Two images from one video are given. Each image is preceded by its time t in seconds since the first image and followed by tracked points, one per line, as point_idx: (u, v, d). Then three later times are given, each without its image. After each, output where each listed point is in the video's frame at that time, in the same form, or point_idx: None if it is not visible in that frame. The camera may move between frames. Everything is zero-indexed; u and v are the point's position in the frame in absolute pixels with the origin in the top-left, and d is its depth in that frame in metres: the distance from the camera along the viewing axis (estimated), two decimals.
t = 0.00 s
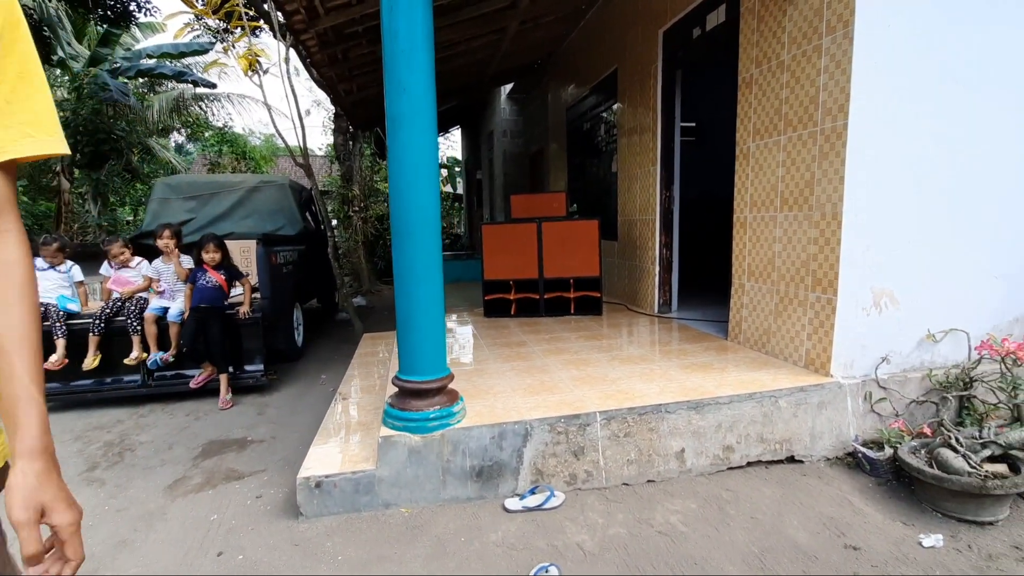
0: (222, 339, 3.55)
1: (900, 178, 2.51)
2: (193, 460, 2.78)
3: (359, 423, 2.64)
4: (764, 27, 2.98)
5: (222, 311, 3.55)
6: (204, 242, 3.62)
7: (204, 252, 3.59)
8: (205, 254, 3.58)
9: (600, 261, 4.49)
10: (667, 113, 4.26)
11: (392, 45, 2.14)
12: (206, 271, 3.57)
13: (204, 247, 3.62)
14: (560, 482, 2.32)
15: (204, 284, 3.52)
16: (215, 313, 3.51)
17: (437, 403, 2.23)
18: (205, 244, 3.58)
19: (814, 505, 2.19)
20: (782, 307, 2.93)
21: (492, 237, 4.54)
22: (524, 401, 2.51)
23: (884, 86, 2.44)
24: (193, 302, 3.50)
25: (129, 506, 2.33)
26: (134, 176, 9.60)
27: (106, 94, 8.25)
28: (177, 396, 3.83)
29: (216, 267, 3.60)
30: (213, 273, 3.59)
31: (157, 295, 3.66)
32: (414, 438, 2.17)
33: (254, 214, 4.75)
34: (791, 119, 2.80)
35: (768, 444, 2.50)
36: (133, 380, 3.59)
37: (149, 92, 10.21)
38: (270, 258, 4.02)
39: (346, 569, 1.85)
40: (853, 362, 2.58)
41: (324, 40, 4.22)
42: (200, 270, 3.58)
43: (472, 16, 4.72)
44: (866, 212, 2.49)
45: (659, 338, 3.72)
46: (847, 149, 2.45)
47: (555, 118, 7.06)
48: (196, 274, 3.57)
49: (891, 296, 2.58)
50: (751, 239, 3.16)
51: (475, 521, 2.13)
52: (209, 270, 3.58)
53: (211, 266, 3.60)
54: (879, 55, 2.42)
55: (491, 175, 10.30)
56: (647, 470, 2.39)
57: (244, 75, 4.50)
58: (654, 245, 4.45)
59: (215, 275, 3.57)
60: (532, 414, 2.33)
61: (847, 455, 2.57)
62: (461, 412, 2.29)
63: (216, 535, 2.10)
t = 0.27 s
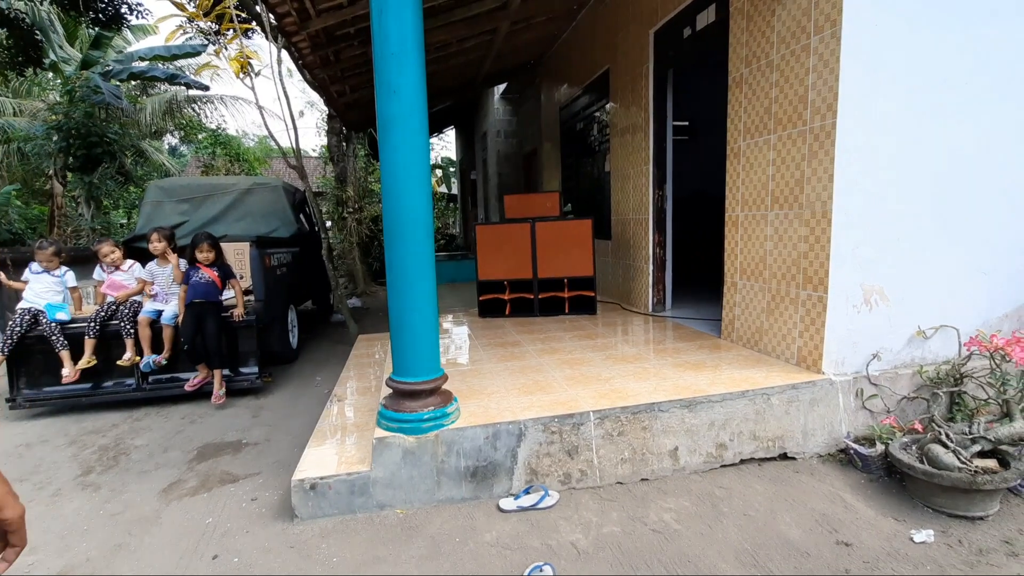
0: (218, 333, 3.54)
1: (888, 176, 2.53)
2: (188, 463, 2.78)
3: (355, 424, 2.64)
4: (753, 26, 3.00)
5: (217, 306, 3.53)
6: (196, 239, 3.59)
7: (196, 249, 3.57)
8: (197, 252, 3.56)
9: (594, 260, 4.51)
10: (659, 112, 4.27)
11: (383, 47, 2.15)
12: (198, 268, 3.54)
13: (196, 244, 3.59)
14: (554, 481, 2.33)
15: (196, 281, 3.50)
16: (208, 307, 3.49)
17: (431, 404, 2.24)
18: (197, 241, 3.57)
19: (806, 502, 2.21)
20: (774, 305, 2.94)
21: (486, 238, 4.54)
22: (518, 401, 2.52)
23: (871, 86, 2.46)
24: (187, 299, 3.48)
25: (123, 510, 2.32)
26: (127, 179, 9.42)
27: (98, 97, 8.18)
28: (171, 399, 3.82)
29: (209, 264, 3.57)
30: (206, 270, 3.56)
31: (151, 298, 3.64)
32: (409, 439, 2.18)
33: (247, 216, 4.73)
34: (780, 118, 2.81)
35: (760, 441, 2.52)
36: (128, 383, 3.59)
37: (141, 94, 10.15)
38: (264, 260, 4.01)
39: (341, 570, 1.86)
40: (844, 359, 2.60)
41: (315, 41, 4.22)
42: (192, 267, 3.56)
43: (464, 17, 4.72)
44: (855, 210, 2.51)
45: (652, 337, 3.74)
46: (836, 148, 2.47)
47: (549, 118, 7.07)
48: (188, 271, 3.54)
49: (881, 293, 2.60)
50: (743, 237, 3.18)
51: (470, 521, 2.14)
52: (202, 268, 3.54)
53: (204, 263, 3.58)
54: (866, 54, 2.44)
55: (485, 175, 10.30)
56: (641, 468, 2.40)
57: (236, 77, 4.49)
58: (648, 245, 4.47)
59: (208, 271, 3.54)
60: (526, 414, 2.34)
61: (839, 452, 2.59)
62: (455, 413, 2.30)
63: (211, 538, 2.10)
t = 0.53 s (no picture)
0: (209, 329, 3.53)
1: (870, 175, 2.59)
2: (180, 465, 2.77)
3: (347, 424, 2.66)
4: (737, 28, 3.05)
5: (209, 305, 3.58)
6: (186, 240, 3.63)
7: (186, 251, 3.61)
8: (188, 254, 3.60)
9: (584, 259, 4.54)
10: (647, 113, 4.32)
11: (373, 48, 2.16)
12: (189, 269, 3.59)
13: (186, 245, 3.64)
14: (547, 478, 2.36)
15: (187, 282, 3.55)
16: (199, 305, 3.54)
17: (424, 403, 2.26)
18: (187, 242, 3.62)
19: (793, 493, 2.26)
20: (761, 302, 3.00)
21: (476, 238, 4.56)
22: (510, 399, 2.55)
23: (853, 86, 2.51)
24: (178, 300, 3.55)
25: (116, 513, 2.32)
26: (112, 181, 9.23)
27: (83, 99, 8.09)
28: (161, 402, 3.80)
29: (200, 265, 3.62)
30: (196, 271, 3.60)
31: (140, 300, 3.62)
32: (402, 437, 2.19)
33: (236, 218, 4.71)
34: (765, 118, 2.87)
35: (749, 435, 2.57)
36: (118, 387, 3.56)
37: (127, 95, 10.04)
38: (254, 262, 4.00)
39: (337, 568, 1.87)
40: (829, 354, 2.65)
41: (304, 43, 4.22)
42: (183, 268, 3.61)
43: (453, 18, 4.75)
44: (838, 208, 2.57)
45: (642, 334, 3.78)
46: (819, 148, 2.52)
47: (538, 118, 7.10)
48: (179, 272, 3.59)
49: (864, 289, 2.66)
50: (730, 235, 3.23)
51: (464, 518, 2.16)
52: (192, 269, 3.59)
53: (194, 264, 3.63)
54: (848, 55, 2.49)
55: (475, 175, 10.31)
56: (632, 463, 2.44)
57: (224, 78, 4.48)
58: (637, 244, 4.51)
59: (198, 272, 3.59)
60: (518, 411, 2.37)
61: (825, 444, 2.65)
62: (448, 411, 2.32)
63: (206, 539, 2.10)
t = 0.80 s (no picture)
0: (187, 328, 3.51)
1: (836, 176, 2.71)
2: (161, 466, 2.76)
3: (331, 423, 2.67)
4: (711, 34, 3.16)
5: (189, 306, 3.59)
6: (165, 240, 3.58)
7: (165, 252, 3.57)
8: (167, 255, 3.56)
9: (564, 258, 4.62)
10: (625, 115, 4.42)
11: (357, 50, 2.19)
12: (169, 270, 3.56)
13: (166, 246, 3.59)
14: (530, 471, 2.42)
15: (167, 283, 3.53)
16: (179, 305, 3.53)
17: (409, 400, 2.29)
18: (166, 243, 3.57)
19: (765, 482, 2.36)
20: (735, 299, 3.10)
21: (458, 237, 4.60)
22: (493, 395, 2.60)
23: (819, 92, 2.63)
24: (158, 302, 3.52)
25: (98, 515, 2.30)
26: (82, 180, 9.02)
27: (53, 96, 7.89)
28: (139, 404, 3.76)
29: (180, 266, 3.60)
30: (176, 272, 3.57)
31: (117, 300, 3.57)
32: (387, 434, 2.23)
33: (214, 218, 4.67)
34: (737, 122, 2.97)
35: (723, 426, 2.66)
36: (94, 390, 3.52)
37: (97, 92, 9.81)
38: (234, 262, 3.97)
39: (324, 563, 1.90)
40: (799, 348, 2.77)
41: (284, 42, 4.20)
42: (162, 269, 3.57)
43: (433, 19, 4.78)
44: (806, 208, 2.68)
45: (621, 332, 3.87)
46: (788, 151, 2.63)
47: (517, 119, 7.16)
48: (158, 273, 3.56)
49: (831, 286, 2.78)
50: (705, 234, 3.33)
51: (449, 511, 2.20)
52: (173, 270, 3.56)
53: (174, 266, 3.59)
54: (815, 62, 2.60)
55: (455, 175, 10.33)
56: (612, 456, 2.51)
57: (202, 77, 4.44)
58: (616, 243, 4.60)
59: (178, 274, 3.56)
60: (501, 407, 2.42)
61: (795, 435, 2.76)
62: (432, 408, 2.36)
63: (191, 538, 2.11)
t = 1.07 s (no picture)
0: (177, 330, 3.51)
1: (817, 176, 2.79)
2: (154, 464, 2.77)
3: (325, 419, 2.71)
4: (696, 37, 3.23)
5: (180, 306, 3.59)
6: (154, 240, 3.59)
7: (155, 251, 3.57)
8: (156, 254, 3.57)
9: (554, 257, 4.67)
10: (613, 115, 4.48)
11: (350, 51, 2.23)
12: (158, 269, 3.57)
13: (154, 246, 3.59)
14: (521, 464, 2.47)
15: (157, 282, 3.53)
16: (170, 306, 3.53)
17: (402, 395, 2.34)
18: (155, 243, 3.58)
19: (749, 472, 2.43)
20: (721, 296, 3.17)
21: (448, 236, 4.63)
22: (484, 390, 2.65)
23: (800, 94, 2.70)
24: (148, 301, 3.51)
25: (91, 512, 2.31)
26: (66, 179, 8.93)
27: (36, 94, 7.80)
28: (129, 403, 3.75)
29: (170, 265, 3.61)
30: (166, 271, 3.59)
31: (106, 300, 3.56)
32: (381, 429, 2.27)
33: (203, 217, 4.67)
34: (722, 122, 3.04)
35: (709, 419, 2.73)
36: (83, 390, 3.50)
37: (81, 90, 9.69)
38: (224, 260, 3.98)
39: (319, 555, 1.93)
40: (782, 343, 2.85)
41: (274, 41, 4.21)
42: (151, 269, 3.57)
43: (423, 19, 4.81)
44: (788, 207, 2.76)
45: (609, 329, 3.93)
46: (770, 151, 2.70)
47: (507, 119, 7.21)
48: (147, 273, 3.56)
49: (813, 283, 2.86)
50: (691, 233, 3.40)
51: (442, 504, 2.25)
52: (162, 269, 3.57)
53: (163, 265, 3.60)
54: (796, 64, 2.68)
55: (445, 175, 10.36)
56: (601, 449, 2.57)
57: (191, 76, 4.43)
58: (604, 241, 4.67)
59: (169, 273, 3.58)
60: (493, 402, 2.47)
61: (778, 427, 2.84)
62: (425, 403, 2.41)
63: (186, 533, 2.13)
